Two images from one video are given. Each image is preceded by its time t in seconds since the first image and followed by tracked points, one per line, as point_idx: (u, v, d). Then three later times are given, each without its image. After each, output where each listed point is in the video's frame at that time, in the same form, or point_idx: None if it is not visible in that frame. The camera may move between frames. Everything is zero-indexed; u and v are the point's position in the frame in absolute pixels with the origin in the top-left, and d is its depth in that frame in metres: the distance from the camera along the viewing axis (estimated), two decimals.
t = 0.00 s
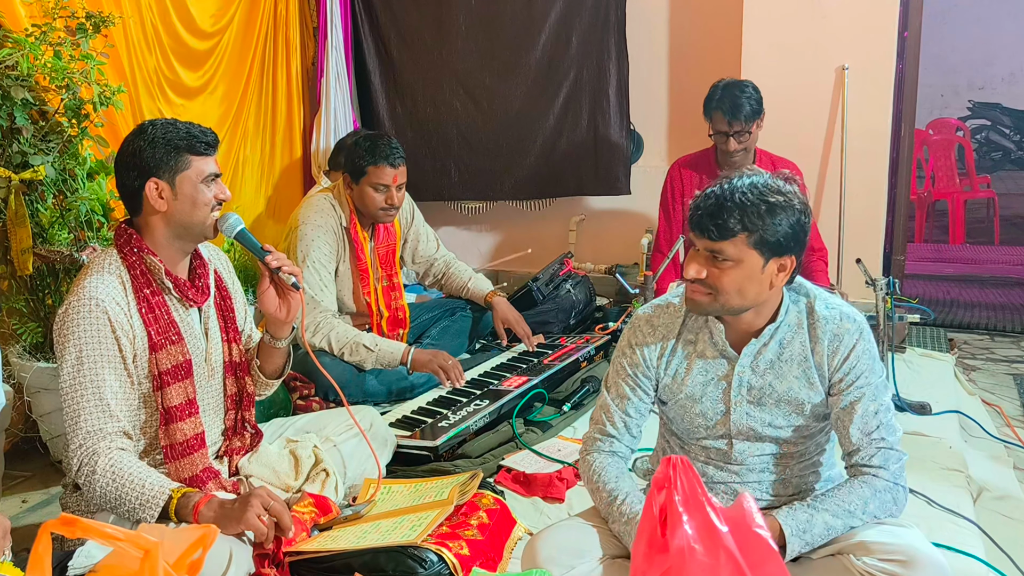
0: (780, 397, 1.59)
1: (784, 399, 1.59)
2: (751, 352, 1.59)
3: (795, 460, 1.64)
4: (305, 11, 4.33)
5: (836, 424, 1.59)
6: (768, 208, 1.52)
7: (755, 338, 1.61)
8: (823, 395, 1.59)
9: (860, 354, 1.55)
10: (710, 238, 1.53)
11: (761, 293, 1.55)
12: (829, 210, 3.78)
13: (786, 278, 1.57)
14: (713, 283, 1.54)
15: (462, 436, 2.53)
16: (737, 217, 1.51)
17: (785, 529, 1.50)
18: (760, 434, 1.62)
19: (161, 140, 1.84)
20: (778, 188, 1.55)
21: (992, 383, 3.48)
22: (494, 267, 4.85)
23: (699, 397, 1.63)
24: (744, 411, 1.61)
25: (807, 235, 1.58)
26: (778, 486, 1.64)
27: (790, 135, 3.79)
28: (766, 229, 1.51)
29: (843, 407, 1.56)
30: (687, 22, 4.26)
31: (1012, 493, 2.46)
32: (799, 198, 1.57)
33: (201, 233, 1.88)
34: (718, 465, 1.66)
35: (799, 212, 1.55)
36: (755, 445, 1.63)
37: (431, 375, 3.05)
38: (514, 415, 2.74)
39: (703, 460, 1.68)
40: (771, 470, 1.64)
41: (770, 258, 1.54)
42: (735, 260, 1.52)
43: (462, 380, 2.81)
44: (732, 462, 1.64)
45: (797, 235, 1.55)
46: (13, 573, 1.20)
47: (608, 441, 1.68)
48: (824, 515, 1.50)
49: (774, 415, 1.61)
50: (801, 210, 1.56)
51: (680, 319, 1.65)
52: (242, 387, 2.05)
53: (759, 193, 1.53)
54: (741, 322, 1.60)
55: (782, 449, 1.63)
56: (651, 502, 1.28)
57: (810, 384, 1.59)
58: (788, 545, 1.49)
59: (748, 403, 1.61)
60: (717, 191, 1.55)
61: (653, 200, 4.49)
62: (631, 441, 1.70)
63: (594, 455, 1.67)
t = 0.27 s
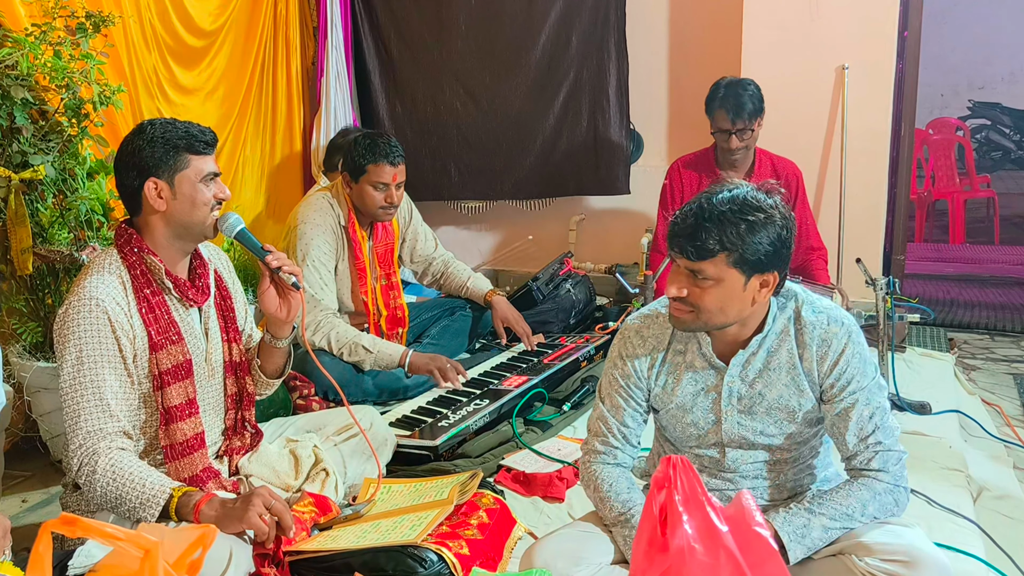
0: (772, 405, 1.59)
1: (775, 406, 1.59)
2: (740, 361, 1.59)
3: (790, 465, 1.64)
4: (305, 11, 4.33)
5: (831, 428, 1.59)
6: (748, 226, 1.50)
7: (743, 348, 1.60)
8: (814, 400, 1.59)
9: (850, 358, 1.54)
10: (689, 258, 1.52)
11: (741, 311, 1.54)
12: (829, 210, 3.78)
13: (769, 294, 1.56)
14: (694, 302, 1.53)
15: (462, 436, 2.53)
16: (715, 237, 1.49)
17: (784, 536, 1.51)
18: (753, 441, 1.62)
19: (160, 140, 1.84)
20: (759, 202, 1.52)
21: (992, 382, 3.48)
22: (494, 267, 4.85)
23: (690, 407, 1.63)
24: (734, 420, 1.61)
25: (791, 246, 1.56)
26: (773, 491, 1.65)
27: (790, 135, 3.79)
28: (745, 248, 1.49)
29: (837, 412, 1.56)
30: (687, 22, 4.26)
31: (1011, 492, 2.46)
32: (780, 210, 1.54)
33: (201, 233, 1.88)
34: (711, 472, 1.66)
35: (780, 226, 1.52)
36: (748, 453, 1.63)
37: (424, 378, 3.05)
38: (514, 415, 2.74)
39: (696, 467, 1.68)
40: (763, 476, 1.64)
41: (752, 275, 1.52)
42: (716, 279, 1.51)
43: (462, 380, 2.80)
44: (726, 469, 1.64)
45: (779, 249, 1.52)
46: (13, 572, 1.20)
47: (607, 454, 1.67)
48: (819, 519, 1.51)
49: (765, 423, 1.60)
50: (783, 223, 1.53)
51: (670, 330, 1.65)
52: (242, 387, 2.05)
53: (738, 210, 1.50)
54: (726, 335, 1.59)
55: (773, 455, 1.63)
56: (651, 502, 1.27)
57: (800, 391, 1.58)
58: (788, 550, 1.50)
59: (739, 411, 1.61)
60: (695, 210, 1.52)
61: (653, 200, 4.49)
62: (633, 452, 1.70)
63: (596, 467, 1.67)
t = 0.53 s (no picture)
0: (772, 405, 1.59)
1: (775, 407, 1.59)
2: (740, 362, 1.59)
3: (790, 465, 1.64)
4: (305, 10, 4.33)
5: (830, 428, 1.59)
6: (744, 228, 1.50)
7: (743, 349, 1.60)
8: (814, 401, 1.58)
9: (849, 358, 1.54)
10: (684, 260, 1.52)
11: (739, 313, 1.54)
12: (829, 210, 3.78)
13: (767, 296, 1.56)
14: (690, 304, 1.54)
15: (462, 436, 2.53)
16: (711, 239, 1.49)
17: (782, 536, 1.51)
18: (753, 442, 1.62)
19: (158, 138, 1.84)
20: (757, 204, 1.51)
21: (992, 382, 3.48)
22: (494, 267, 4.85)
23: (690, 408, 1.63)
24: (735, 420, 1.61)
25: (789, 247, 1.55)
26: (773, 491, 1.64)
27: (790, 135, 3.79)
28: (742, 250, 1.49)
29: (835, 412, 1.56)
30: (687, 21, 4.26)
31: (1011, 492, 2.46)
32: (779, 212, 1.54)
33: (199, 232, 1.88)
34: (712, 472, 1.66)
35: (776, 229, 1.52)
36: (748, 453, 1.63)
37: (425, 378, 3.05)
38: (513, 415, 2.74)
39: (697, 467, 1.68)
40: (764, 477, 1.64)
41: (748, 278, 1.52)
42: (712, 281, 1.51)
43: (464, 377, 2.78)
44: (726, 469, 1.64)
45: (777, 251, 1.52)
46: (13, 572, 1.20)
47: (609, 454, 1.67)
48: (816, 519, 1.51)
49: (766, 423, 1.60)
50: (781, 225, 1.52)
51: (670, 331, 1.64)
52: (242, 386, 2.05)
53: (735, 212, 1.50)
54: (723, 336, 1.59)
55: (773, 456, 1.63)
56: (652, 502, 1.27)
57: (799, 391, 1.58)
58: (787, 550, 1.50)
59: (739, 412, 1.61)
60: (692, 211, 1.52)
61: (653, 200, 4.49)
62: (636, 451, 1.70)
63: (599, 466, 1.67)
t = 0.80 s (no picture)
0: (776, 403, 1.59)
1: (778, 405, 1.59)
2: (745, 361, 1.59)
3: (792, 464, 1.64)
4: (305, 10, 4.33)
5: (833, 426, 1.59)
6: (756, 228, 1.50)
7: (749, 347, 1.60)
8: (818, 399, 1.58)
9: (853, 356, 1.54)
10: (695, 260, 1.52)
11: (748, 311, 1.54)
12: (829, 209, 3.78)
13: (775, 295, 1.56)
14: (701, 302, 1.53)
15: (462, 435, 2.53)
16: (723, 238, 1.49)
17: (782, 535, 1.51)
18: (756, 440, 1.62)
19: (156, 138, 1.84)
20: (768, 204, 1.52)
21: (992, 382, 3.48)
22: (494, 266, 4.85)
23: (694, 405, 1.63)
24: (740, 418, 1.61)
25: (798, 248, 1.56)
26: (776, 489, 1.64)
27: (790, 134, 3.79)
28: (753, 250, 1.49)
29: (839, 410, 1.56)
30: (687, 21, 4.26)
31: (1011, 492, 2.46)
32: (789, 212, 1.54)
33: (199, 231, 1.88)
34: (715, 470, 1.66)
35: (787, 229, 1.52)
36: (751, 451, 1.63)
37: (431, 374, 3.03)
38: (514, 414, 2.74)
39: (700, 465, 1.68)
40: (767, 475, 1.64)
41: (759, 277, 1.52)
42: (722, 281, 1.51)
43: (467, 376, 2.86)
44: (729, 467, 1.64)
45: (787, 252, 1.52)
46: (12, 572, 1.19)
47: (612, 451, 1.67)
48: (816, 517, 1.51)
49: (770, 421, 1.60)
50: (792, 225, 1.53)
51: (675, 328, 1.64)
52: (243, 385, 2.05)
53: (747, 212, 1.51)
54: (734, 334, 1.59)
55: (776, 454, 1.63)
56: (653, 501, 1.27)
57: (803, 388, 1.58)
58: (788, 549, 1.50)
59: (744, 410, 1.61)
60: (703, 210, 1.53)
61: (653, 199, 4.49)
62: (640, 448, 1.70)
63: (602, 463, 1.67)
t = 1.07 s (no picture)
0: (774, 402, 1.59)
1: (778, 403, 1.59)
2: (744, 360, 1.59)
3: (791, 463, 1.64)
4: (305, 10, 4.33)
5: (831, 424, 1.59)
6: (752, 226, 1.50)
7: (748, 345, 1.60)
8: (816, 396, 1.58)
9: (851, 354, 1.54)
10: (691, 257, 1.52)
11: (745, 309, 1.54)
12: (829, 209, 3.78)
13: (773, 293, 1.55)
14: (699, 301, 1.53)
15: (462, 436, 2.52)
16: (719, 236, 1.49)
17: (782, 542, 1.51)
18: (755, 439, 1.62)
19: (155, 138, 1.84)
20: (764, 202, 1.52)
21: (992, 382, 3.48)
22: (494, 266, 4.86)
23: (693, 405, 1.63)
24: (738, 417, 1.61)
25: (794, 245, 1.56)
26: (775, 489, 1.64)
27: (790, 135, 3.79)
28: (749, 247, 1.49)
29: (836, 408, 1.55)
30: (687, 21, 4.26)
31: (1011, 492, 2.46)
32: (785, 210, 1.54)
33: (197, 231, 1.88)
34: (715, 470, 1.66)
35: (783, 227, 1.52)
36: (751, 450, 1.63)
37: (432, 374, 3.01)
38: (513, 414, 2.74)
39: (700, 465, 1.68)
40: (765, 475, 1.64)
41: (755, 275, 1.52)
42: (719, 278, 1.51)
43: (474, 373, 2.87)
44: (728, 467, 1.64)
45: (783, 249, 1.52)
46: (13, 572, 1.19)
47: (611, 453, 1.67)
48: (814, 522, 1.51)
49: (769, 420, 1.60)
50: (788, 223, 1.53)
51: (674, 329, 1.64)
52: (243, 385, 2.05)
53: (743, 209, 1.50)
54: (732, 333, 1.59)
55: (775, 453, 1.63)
56: (653, 501, 1.27)
57: (802, 386, 1.58)
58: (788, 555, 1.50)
59: (743, 408, 1.61)
60: (699, 207, 1.53)
61: (653, 199, 4.49)
62: (639, 449, 1.70)
63: (601, 465, 1.67)
